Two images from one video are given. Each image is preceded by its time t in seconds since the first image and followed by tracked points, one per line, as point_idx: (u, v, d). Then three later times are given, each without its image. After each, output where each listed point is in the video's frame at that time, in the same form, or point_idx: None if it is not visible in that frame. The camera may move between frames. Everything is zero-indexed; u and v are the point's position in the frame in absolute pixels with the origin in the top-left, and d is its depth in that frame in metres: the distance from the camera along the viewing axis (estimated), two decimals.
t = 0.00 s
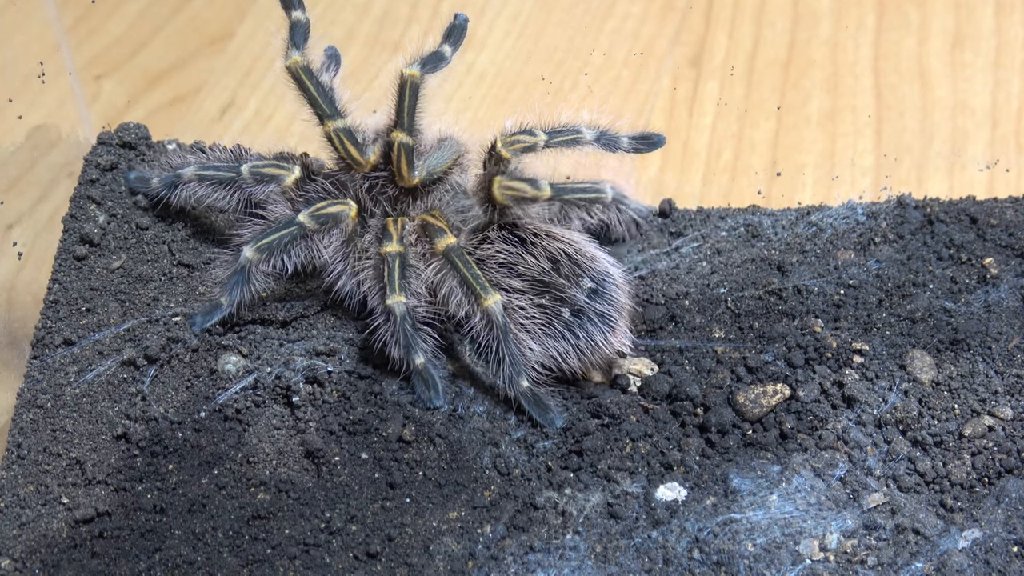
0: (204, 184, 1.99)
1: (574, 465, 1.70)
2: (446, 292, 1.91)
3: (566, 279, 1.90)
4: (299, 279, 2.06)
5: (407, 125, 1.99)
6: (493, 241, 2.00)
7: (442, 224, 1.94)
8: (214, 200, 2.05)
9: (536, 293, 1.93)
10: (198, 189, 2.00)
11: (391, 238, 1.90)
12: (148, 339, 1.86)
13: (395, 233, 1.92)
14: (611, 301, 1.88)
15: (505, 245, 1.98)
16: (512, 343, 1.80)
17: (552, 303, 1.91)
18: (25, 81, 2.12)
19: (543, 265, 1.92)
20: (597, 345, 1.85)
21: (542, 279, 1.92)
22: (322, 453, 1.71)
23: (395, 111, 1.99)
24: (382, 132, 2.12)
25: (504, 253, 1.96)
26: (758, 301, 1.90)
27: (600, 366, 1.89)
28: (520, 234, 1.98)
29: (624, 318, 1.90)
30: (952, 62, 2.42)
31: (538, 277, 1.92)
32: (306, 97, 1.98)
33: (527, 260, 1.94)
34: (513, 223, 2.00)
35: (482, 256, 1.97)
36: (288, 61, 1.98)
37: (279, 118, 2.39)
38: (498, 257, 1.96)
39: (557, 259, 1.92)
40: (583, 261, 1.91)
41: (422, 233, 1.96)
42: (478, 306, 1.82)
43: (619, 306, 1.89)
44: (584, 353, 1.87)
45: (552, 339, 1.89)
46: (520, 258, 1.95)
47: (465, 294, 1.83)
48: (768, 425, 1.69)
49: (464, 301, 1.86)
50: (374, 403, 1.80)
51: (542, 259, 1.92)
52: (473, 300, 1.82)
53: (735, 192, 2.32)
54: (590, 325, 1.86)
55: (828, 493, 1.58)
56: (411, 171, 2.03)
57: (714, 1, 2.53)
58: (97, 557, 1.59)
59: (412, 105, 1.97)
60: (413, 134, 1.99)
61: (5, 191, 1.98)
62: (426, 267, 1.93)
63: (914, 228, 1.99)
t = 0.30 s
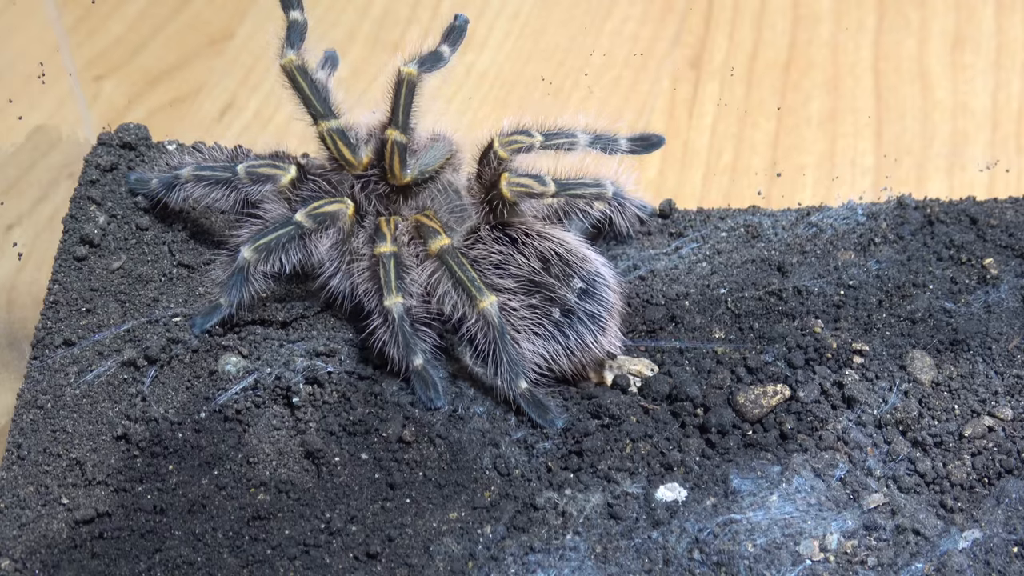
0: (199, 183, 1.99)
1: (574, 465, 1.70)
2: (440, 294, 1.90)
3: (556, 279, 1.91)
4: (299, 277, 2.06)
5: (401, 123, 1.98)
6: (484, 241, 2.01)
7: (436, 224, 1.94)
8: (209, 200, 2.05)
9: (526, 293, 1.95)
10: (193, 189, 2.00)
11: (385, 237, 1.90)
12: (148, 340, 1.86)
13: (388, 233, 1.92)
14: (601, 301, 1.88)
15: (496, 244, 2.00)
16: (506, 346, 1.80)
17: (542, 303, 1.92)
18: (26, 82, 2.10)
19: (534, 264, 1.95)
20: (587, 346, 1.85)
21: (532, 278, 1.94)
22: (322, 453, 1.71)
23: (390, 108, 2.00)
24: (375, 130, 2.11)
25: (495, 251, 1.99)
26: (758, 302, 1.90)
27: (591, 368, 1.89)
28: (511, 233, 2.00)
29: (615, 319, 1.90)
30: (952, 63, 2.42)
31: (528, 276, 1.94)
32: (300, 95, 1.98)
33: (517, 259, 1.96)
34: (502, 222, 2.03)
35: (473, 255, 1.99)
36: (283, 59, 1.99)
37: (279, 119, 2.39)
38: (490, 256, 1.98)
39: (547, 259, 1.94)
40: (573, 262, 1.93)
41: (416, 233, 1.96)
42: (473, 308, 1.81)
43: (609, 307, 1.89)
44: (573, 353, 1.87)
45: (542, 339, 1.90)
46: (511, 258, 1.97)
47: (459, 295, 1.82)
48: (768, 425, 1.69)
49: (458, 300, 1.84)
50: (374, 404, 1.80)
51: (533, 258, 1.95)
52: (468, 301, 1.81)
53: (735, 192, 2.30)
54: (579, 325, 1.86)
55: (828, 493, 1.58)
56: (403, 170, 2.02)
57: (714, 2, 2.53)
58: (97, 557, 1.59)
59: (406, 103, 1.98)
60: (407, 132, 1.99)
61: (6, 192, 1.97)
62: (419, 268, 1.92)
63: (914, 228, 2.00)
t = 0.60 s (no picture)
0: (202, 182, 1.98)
1: (574, 465, 1.69)
2: (438, 294, 1.90)
3: (552, 276, 1.93)
4: (298, 276, 2.05)
5: (398, 123, 1.99)
6: (479, 238, 2.01)
7: (433, 223, 1.93)
8: (212, 198, 2.05)
9: (522, 290, 1.96)
10: (196, 188, 1.99)
11: (382, 235, 1.90)
12: (148, 339, 1.87)
13: (386, 231, 1.92)
14: (597, 299, 1.89)
15: (491, 241, 2.00)
16: (505, 344, 1.80)
17: (538, 301, 1.93)
18: (25, 81, 2.11)
19: (530, 262, 1.96)
20: (582, 344, 1.86)
21: (528, 275, 1.95)
22: (322, 452, 1.70)
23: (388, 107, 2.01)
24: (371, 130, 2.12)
25: (490, 249, 1.99)
26: (758, 301, 1.90)
27: (586, 367, 1.89)
28: (507, 231, 2.00)
29: (611, 316, 1.90)
30: (952, 63, 2.42)
31: (524, 274, 1.95)
32: (298, 95, 1.98)
33: (513, 256, 1.97)
34: (499, 220, 2.01)
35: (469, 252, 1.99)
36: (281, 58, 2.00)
37: (277, 120, 2.35)
38: (485, 253, 1.99)
39: (543, 257, 1.95)
40: (569, 259, 1.93)
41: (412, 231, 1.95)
42: (471, 308, 1.81)
43: (605, 305, 1.89)
44: (569, 351, 1.87)
45: (538, 337, 1.90)
46: (506, 255, 1.98)
47: (458, 295, 1.83)
48: (768, 425, 1.68)
49: (455, 299, 1.85)
50: (374, 403, 1.80)
51: (529, 255, 1.96)
52: (466, 301, 1.81)
53: (735, 192, 2.30)
54: (575, 323, 1.86)
55: (828, 493, 1.58)
56: (399, 170, 2.03)
57: (714, 2, 2.53)
58: (97, 557, 1.59)
59: (405, 103, 1.98)
60: (403, 132, 2.00)
61: (5, 191, 1.98)
62: (418, 266, 1.92)
63: (914, 228, 2.00)
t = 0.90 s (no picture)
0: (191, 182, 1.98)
1: (574, 465, 1.69)
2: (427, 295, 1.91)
3: (536, 271, 1.96)
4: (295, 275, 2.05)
5: (386, 115, 2.01)
6: (463, 235, 2.03)
7: (420, 222, 1.94)
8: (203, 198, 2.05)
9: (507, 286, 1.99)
10: (184, 188, 1.98)
11: (370, 236, 1.91)
12: (149, 339, 1.87)
13: (373, 231, 1.93)
14: (582, 292, 1.92)
15: (475, 237, 2.02)
16: (498, 346, 1.83)
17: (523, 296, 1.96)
18: (25, 81, 2.11)
19: (514, 257, 1.99)
20: (567, 338, 1.89)
21: (512, 271, 1.98)
22: (322, 452, 1.70)
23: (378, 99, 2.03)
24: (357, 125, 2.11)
25: (475, 245, 2.01)
26: (758, 301, 1.90)
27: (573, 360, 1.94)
28: (490, 227, 2.03)
29: (596, 309, 1.93)
30: (952, 63, 2.42)
31: (508, 269, 1.98)
32: (285, 92, 1.99)
33: (497, 252, 1.99)
34: (485, 215, 2.04)
35: (453, 249, 2.01)
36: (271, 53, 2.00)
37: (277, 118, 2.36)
38: (469, 249, 2.01)
39: (527, 252, 1.98)
40: (553, 254, 1.97)
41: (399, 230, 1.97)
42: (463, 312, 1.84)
43: (590, 299, 1.92)
44: (555, 345, 1.91)
45: (524, 333, 1.93)
46: (490, 251, 2.00)
47: (447, 296, 1.85)
48: (769, 425, 1.68)
49: (446, 302, 1.87)
50: (374, 403, 1.80)
51: (513, 251, 1.99)
52: (457, 304, 1.83)
53: (735, 192, 2.30)
54: (561, 317, 1.90)
55: (828, 493, 1.58)
56: (383, 162, 2.05)
57: (714, 1, 2.53)
58: (97, 557, 1.59)
59: (395, 96, 2.01)
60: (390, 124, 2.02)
61: (5, 191, 1.99)
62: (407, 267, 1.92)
63: (914, 228, 2.00)
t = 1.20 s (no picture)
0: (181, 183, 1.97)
1: (574, 465, 1.69)
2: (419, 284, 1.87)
3: (532, 270, 1.98)
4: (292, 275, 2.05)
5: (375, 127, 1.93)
6: (457, 231, 2.01)
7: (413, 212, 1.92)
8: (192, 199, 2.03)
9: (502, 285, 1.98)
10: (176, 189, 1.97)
11: (365, 238, 1.91)
12: (149, 339, 1.87)
13: (368, 232, 1.93)
14: (578, 292, 1.94)
15: (471, 236, 2.02)
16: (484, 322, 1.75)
17: (519, 296, 1.97)
18: (26, 81, 2.10)
19: (509, 257, 2.00)
20: (563, 337, 1.90)
21: (508, 270, 1.99)
22: (322, 452, 1.70)
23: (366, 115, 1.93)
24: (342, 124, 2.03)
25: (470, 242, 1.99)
26: (758, 301, 1.90)
27: (567, 360, 1.93)
28: (486, 227, 2.04)
29: (592, 309, 1.95)
30: (952, 63, 2.43)
31: (504, 268, 1.99)
32: (279, 94, 1.99)
33: (493, 251, 2.00)
34: (480, 216, 2.04)
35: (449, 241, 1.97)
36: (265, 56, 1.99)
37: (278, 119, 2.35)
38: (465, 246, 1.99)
39: (523, 252, 2.00)
40: (549, 254, 1.99)
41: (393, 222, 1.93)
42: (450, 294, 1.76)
43: (586, 299, 1.94)
44: (550, 344, 1.91)
45: (519, 332, 1.93)
46: (485, 250, 2.00)
47: (435, 278, 1.79)
48: (768, 425, 1.68)
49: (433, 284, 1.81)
50: (374, 403, 1.80)
51: (509, 251, 2.00)
52: (445, 286, 1.77)
53: (735, 192, 2.30)
54: (557, 317, 1.91)
55: (828, 493, 1.58)
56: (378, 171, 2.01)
57: (714, 2, 2.53)
58: (97, 557, 1.59)
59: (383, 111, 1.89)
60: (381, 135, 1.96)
61: (6, 192, 1.97)
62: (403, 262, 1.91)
63: (914, 228, 2.00)
